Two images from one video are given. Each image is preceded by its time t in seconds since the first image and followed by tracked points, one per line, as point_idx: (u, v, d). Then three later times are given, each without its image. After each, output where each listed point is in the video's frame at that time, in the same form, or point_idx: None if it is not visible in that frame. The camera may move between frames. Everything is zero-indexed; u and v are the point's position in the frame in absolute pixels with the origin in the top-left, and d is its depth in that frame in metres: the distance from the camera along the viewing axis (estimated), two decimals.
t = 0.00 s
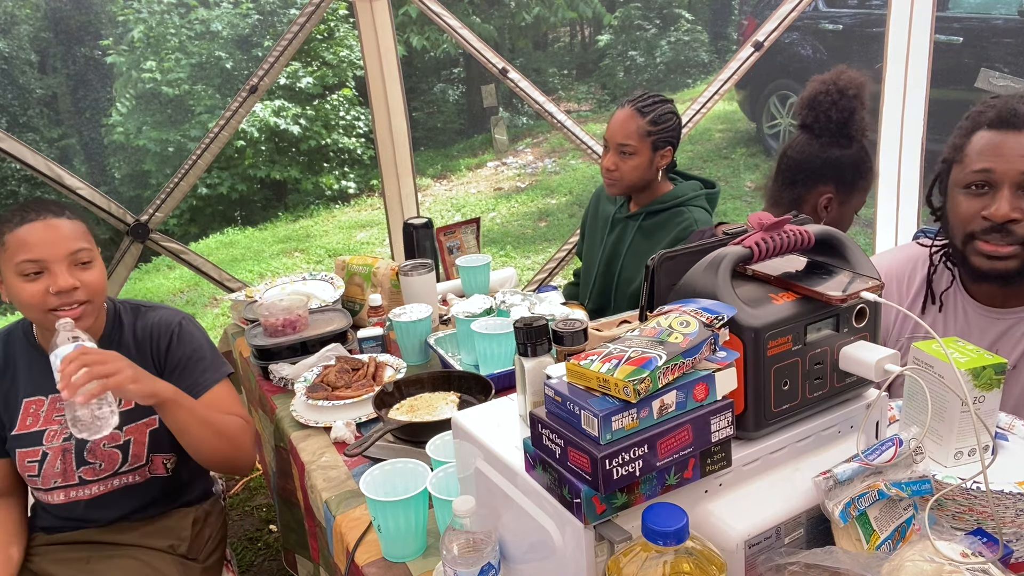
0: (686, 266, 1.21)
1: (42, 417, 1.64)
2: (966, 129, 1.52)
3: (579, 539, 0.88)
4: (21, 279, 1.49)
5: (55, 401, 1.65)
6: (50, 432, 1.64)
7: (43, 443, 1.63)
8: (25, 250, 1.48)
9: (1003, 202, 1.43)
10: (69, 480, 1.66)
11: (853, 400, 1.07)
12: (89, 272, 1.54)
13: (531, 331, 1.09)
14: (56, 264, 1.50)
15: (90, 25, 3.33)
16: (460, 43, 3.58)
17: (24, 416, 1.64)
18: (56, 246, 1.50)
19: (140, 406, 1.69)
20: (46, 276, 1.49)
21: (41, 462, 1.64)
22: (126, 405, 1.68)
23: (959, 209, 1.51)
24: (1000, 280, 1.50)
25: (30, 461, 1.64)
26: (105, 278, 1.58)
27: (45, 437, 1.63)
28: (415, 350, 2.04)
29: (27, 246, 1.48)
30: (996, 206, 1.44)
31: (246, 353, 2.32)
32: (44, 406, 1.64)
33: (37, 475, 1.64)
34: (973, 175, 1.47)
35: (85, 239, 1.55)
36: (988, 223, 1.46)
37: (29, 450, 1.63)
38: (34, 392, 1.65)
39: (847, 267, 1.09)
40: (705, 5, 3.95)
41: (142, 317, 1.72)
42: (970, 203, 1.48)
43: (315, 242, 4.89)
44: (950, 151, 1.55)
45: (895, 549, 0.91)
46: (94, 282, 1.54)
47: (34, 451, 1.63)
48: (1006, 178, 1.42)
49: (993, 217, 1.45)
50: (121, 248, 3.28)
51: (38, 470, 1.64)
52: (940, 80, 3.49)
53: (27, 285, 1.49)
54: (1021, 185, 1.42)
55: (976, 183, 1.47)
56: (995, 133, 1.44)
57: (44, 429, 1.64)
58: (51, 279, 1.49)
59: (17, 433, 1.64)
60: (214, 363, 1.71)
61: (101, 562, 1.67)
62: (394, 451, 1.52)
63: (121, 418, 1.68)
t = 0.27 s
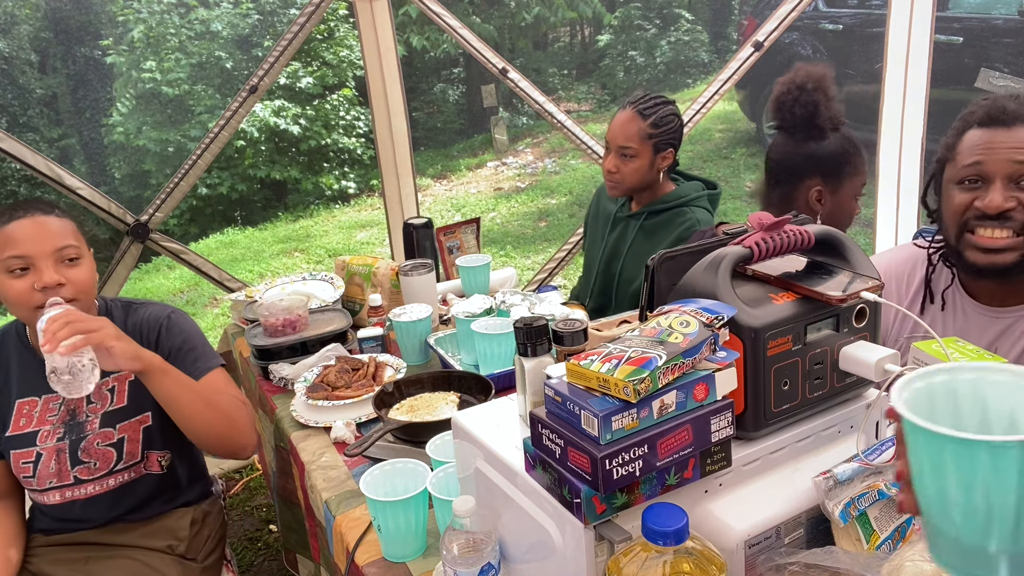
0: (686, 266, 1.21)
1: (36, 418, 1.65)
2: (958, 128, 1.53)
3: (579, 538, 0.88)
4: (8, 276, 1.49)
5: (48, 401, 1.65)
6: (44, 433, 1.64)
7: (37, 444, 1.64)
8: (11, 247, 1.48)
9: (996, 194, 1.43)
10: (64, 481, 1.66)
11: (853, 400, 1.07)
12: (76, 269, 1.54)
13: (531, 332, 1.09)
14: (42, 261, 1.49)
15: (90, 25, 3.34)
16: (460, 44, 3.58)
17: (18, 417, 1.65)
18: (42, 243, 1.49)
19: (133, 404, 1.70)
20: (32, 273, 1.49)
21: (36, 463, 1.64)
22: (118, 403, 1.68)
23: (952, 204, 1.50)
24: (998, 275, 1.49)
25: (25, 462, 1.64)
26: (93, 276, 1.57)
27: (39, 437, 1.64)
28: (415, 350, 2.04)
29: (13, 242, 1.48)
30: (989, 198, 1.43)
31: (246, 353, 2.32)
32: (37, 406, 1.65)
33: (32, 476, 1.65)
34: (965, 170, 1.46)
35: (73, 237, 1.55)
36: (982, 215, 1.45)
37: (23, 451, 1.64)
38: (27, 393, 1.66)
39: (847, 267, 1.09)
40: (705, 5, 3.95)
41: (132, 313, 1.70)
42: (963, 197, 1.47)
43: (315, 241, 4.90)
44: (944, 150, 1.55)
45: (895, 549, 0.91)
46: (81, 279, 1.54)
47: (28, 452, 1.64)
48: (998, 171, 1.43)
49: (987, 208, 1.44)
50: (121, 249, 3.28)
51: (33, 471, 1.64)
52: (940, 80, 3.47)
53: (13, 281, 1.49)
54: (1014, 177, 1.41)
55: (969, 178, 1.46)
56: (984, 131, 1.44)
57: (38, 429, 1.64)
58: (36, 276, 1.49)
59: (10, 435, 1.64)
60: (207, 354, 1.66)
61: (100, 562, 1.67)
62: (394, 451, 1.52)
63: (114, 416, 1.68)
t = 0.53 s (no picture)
0: (686, 266, 1.21)
1: (32, 418, 1.65)
2: (950, 128, 1.54)
3: (579, 538, 0.87)
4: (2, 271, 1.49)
5: (44, 400, 1.66)
6: (40, 432, 1.64)
7: (33, 444, 1.64)
8: (6, 242, 1.48)
9: (983, 181, 1.45)
10: (61, 480, 1.65)
11: (853, 400, 1.07)
12: (71, 265, 1.53)
13: (531, 332, 1.09)
14: (36, 256, 1.49)
15: (90, 25, 3.35)
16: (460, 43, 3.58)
17: (14, 417, 1.65)
18: (37, 238, 1.50)
19: (130, 402, 1.71)
20: (25, 267, 1.49)
21: (33, 463, 1.64)
22: (115, 401, 1.70)
23: (943, 198, 1.53)
24: (993, 266, 1.48)
25: (22, 462, 1.64)
26: (88, 273, 1.57)
27: (36, 437, 1.64)
28: (415, 350, 2.04)
29: (8, 238, 1.48)
30: (977, 185, 1.46)
31: (246, 353, 2.32)
32: (34, 406, 1.65)
33: (29, 477, 1.64)
34: (954, 162, 1.50)
35: (69, 233, 1.55)
36: (970, 203, 1.47)
37: (20, 451, 1.64)
38: (23, 393, 1.66)
39: (847, 267, 1.09)
40: (705, 5, 3.96)
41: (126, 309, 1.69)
42: (952, 188, 1.50)
43: (315, 241, 4.91)
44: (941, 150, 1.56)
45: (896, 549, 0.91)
46: (75, 275, 1.53)
47: (25, 452, 1.64)
48: (984, 161, 1.46)
49: (975, 195, 1.45)
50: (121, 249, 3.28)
51: (31, 471, 1.64)
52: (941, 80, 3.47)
53: (8, 278, 1.48)
54: (1001, 164, 1.44)
55: (958, 170, 1.50)
56: (972, 126, 1.48)
57: (35, 429, 1.64)
58: (30, 271, 1.49)
59: (7, 435, 1.64)
60: (202, 346, 1.65)
61: (99, 562, 1.67)
62: (394, 451, 1.52)
63: (111, 415, 1.69)
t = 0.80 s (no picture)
0: (686, 266, 1.21)
1: (32, 417, 1.65)
2: (950, 130, 1.55)
3: (579, 538, 0.87)
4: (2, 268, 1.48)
5: (44, 399, 1.66)
6: (39, 432, 1.64)
7: (33, 443, 1.64)
8: (7, 239, 1.48)
9: (982, 175, 1.45)
10: (61, 479, 1.65)
11: (854, 400, 1.07)
12: (71, 263, 1.53)
13: (531, 332, 1.10)
14: (37, 254, 1.49)
15: (90, 25, 3.34)
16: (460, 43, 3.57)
17: (14, 416, 1.65)
18: (38, 236, 1.50)
19: (128, 400, 1.71)
20: (26, 265, 1.49)
21: (33, 462, 1.64)
22: (113, 400, 1.69)
23: (941, 195, 1.53)
24: (991, 261, 1.47)
25: (22, 461, 1.64)
26: (88, 271, 1.57)
27: (35, 436, 1.64)
28: (415, 350, 2.04)
29: (9, 236, 1.48)
30: (975, 179, 1.46)
31: (246, 353, 2.32)
32: (33, 405, 1.65)
33: (28, 476, 1.65)
34: (954, 157, 1.50)
35: (69, 232, 1.56)
36: (969, 197, 1.47)
37: (19, 450, 1.64)
38: (22, 392, 1.66)
39: (847, 267, 1.09)
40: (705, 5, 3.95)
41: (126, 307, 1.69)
42: (951, 183, 1.50)
43: (315, 241, 4.91)
44: (940, 150, 1.57)
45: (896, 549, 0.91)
46: (76, 273, 1.53)
47: (24, 451, 1.64)
48: (983, 156, 1.46)
49: (973, 189, 1.45)
50: (121, 249, 3.28)
51: (30, 470, 1.65)
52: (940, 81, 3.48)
53: (9, 276, 1.48)
54: (1000, 159, 1.44)
55: (957, 166, 1.50)
56: (973, 122, 1.50)
57: (33, 429, 1.64)
58: (31, 269, 1.49)
59: (7, 434, 1.65)
60: (201, 341, 1.64)
61: (99, 562, 1.67)
62: (394, 451, 1.52)
63: (109, 414, 1.68)
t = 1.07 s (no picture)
0: (686, 266, 1.21)
1: (33, 416, 1.65)
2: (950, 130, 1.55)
3: (578, 538, 0.87)
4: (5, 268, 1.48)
5: (45, 398, 1.66)
6: (40, 431, 1.64)
7: (34, 442, 1.64)
8: (10, 239, 1.48)
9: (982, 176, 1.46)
10: (61, 478, 1.66)
11: (853, 400, 1.07)
12: (74, 263, 1.54)
13: (531, 332, 1.10)
14: (40, 254, 1.49)
15: (90, 25, 3.34)
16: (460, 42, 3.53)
17: (14, 415, 1.65)
18: (41, 236, 1.50)
19: (129, 400, 1.71)
20: (30, 265, 1.49)
21: (33, 461, 1.64)
22: (114, 399, 1.69)
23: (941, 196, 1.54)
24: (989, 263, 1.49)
25: (22, 460, 1.64)
26: (91, 271, 1.57)
27: (35, 435, 1.64)
28: (415, 350, 2.04)
29: (13, 236, 1.48)
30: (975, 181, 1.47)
31: (246, 353, 2.32)
32: (34, 405, 1.65)
33: (29, 475, 1.65)
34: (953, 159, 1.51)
35: (71, 232, 1.56)
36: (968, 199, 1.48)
37: (20, 450, 1.64)
38: (22, 392, 1.66)
39: (847, 267, 1.09)
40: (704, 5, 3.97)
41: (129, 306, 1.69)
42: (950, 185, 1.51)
43: (315, 241, 4.90)
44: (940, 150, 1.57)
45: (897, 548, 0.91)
46: (79, 273, 1.53)
47: (25, 450, 1.64)
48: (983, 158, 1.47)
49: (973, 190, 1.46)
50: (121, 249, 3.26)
51: (31, 469, 1.65)
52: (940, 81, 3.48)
53: (12, 275, 1.48)
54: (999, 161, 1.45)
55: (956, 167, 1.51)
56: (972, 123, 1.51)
57: (34, 428, 1.64)
58: (35, 269, 1.49)
59: (7, 433, 1.65)
60: (203, 341, 1.64)
61: (100, 562, 1.67)
62: (394, 451, 1.52)
63: (110, 413, 1.68)
